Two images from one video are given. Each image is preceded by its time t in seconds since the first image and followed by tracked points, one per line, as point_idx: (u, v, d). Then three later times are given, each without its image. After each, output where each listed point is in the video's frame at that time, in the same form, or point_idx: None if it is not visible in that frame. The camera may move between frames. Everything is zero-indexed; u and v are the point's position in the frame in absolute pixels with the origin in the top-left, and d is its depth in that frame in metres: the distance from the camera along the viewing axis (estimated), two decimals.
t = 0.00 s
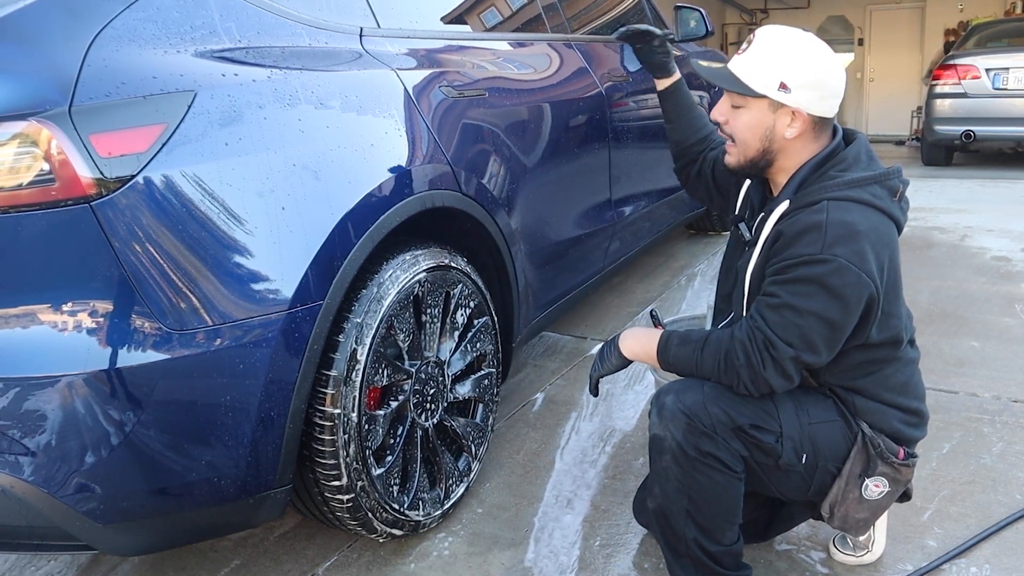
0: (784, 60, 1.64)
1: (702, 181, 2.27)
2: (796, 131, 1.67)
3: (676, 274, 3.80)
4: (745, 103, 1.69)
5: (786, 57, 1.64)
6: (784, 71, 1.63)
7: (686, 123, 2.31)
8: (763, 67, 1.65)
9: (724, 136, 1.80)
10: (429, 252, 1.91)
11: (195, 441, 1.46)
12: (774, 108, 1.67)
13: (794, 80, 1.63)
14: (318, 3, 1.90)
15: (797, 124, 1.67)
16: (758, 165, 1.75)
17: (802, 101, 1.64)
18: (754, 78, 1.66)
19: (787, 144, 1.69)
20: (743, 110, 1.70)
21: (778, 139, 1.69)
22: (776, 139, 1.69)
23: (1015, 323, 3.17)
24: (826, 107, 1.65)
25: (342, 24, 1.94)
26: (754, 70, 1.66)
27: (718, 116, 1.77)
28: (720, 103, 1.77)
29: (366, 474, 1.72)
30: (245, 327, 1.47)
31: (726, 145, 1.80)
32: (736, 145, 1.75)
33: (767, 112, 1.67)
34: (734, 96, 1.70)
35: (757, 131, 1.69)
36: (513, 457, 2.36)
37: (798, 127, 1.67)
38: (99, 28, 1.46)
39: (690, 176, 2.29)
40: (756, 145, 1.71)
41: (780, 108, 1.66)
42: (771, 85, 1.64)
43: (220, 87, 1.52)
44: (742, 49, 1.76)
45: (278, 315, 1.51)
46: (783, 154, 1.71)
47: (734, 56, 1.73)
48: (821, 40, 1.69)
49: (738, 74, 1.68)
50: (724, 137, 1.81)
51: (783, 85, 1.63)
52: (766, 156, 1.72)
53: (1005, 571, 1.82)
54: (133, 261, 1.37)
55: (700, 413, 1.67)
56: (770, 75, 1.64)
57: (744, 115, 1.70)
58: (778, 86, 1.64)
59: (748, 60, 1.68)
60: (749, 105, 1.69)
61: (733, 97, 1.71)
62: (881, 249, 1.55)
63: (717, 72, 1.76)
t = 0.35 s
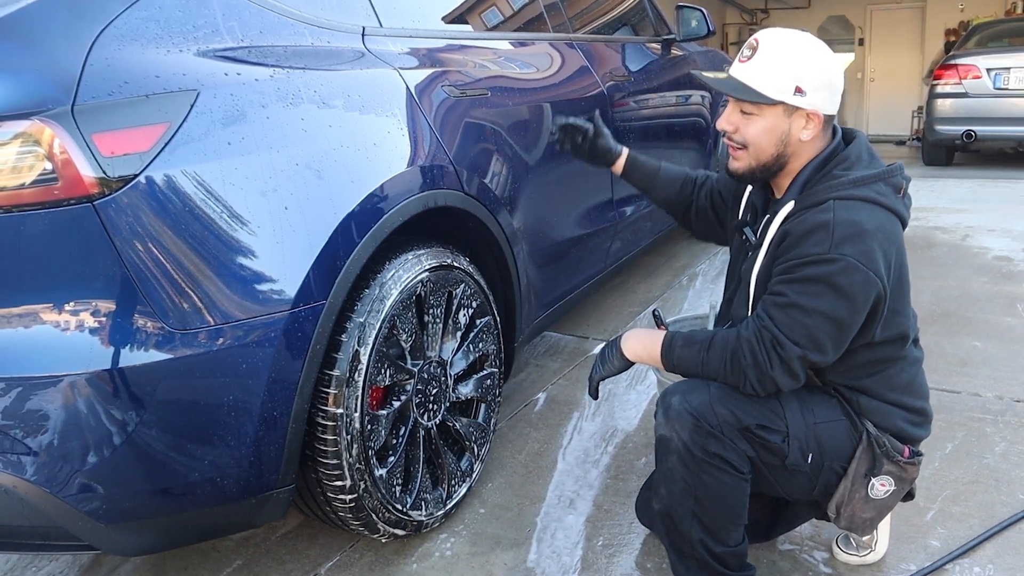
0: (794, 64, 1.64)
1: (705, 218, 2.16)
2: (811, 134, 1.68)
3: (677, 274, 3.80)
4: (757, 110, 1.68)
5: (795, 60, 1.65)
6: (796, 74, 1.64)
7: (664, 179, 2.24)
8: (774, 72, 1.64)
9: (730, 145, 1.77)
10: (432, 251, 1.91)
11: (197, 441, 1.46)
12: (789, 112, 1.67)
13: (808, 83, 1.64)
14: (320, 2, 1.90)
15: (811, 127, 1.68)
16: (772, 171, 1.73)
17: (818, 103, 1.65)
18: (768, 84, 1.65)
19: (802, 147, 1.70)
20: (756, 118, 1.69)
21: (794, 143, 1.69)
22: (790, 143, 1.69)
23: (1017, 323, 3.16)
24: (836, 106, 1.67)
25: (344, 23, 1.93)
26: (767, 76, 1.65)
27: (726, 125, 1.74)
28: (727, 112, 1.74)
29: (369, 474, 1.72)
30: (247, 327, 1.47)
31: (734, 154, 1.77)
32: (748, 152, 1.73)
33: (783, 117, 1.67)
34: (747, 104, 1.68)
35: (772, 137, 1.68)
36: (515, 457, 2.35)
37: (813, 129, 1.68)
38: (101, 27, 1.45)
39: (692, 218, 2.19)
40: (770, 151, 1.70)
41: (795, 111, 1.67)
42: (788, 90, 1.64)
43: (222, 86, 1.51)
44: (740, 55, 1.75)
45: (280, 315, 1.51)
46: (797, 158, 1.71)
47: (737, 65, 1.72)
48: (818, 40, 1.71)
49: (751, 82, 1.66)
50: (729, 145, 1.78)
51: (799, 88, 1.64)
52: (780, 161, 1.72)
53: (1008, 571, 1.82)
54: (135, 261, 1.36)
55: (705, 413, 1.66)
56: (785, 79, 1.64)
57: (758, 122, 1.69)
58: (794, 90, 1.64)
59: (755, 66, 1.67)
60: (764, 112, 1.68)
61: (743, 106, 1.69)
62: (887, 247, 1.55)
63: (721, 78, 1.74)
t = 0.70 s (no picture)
0: (792, 69, 1.65)
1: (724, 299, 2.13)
2: (810, 138, 1.68)
3: (678, 274, 3.80)
4: (757, 115, 1.67)
5: (792, 65, 1.64)
6: (795, 79, 1.64)
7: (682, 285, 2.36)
8: (773, 77, 1.65)
9: (729, 150, 1.77)
10: (434, 251, 1.91)
11: (201, 441, 1.46)
12: (788, 117, 1.66)
13: (807, 88, 1.64)
14: (323, 3, 1.90)
15: (809, 131, 1.68)
16: (771, 175, 1.73)
17: (817, 107, 1.65)
18: (767, 89, 1.64)
19: (801, 150, 1.69)
20: (755, 122, 1.68)
21: (793, 147, 1.68)
22: (789, 147, 1.69)
23: (1018, 324, 3.17)
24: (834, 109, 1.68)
25: (347, 24, 1.93)
26: (765, 82, 1.65)
27: (725, 131, 1.73)
28: (726, 118, 1.73)
29: (372, 474, 1.72)
30: (250, 327, 1.47)
31: (732, 160, 1.77)
32: (747, 158, 1.72)
33: (782, 122, 1.67)
34: (746, 109, 1.68)
35: (771, 140, 1.68)
36: (518, 457, 2.36)
37: (812, 133, 1.68)
38: (105, 28, 1.46)
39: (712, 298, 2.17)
40: (770, 155, 1.70)
41: (794, 116, 1.66)
42: (786, 95, 1.64)
43: (226, 87, 1.51)
44: (738, 61, 1.75)
45: (284, 316, 1.51)
46: (796, 161, 1.71)
47: (735, 71, 1.72)
48: (815, 44, 1.71)
49: (750, 88, 1.66)
50: (728, 151, 1.78)
51: (797, 93, 1.64)
52: (779, 165, 1.71)
53: (1011, 571, 1.82)
54: (139, 261, 1.37)
55: (704, 411, 1.66)
56: (783, 84, 1.64)
57: (758, 126, 1.68)
58: (793, 95, 1.64)
59: (753, 72, 1.67)
60: (763, 117, 1.67)
61: (743, 111, 1.69)
62: (884, 241, 1.54)
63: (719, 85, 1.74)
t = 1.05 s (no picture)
0: (783, 74, 1.64)
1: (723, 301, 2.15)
2: (802, 143, 1.68)
3: (679, 274, 3.80)
4: (749, 121, 1.68)
5: (784, 69, 1.65)
6: (786, 83, 1.64)
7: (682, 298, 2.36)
8: (764, 82, 1.64)
9: (721, 156, 1.77)
10: (436, 251, 1.91)
11: (203, 441, 1.46)
12: (780, 122, 1.67)
13: (798, 92, 1.64)
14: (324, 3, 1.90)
15: (802, 136, 1.68)
16: (765, 180, 1.73)
17: (809, 111, 1.65)
18: (758, 95, 1.64)
19: (794, 155, 1.70)
20: (747, 129, 1.69)
21: (785, 152, 1.69)
22: (781, 152, 1.69)
23: (1018, 324, 3.17)
24: (825, 113, 1.68)
25: (348, 24, 1.94)
26: (757, 87, 1.65)
27: (718, 137, 1.73)
28: (718, 124, 1.73)
29: (374, 474, 1.72)
30: (251, 328, 1.47)
31: (724, 165, 1.77)
32: (739, 164, 1.73)
33: (774, 127, 1.67)
34: (738, 116, 1.68)
35: (763, 146, 1.68)
36: (519, 457, 2.36)
37: (804, 137, 1.68)
38: (107, 29, 1.46)
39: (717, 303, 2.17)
40: (762, 161, 1.70)
41: (786, 121, 1.66)
42: (778, 99, 1.64)
43: (228, 88, 1.52)
44: (729, 67, 1.75)
45: (286, 316, 1.51)
46: (789, 166, 1.71)
47: (726, 76, 1.71)
48: (805, 48, 1.71)
49: (742, 94, 1.66)
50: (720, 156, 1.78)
51: (789, 98, 1.64)
52: (772, 171, 1.72)
53: (1011, 571, 1.83)
54: (142, 261, 1.37)
55: (712, 414, 1.66)
56: (775, 88, 1.64)
57: (749, 133, 1.68)
58: (784, 99, 1.64)
59: (744, 77, 1.67)
60: (755, 122, 1.67)
61: (734, 117, 1.69)
62: (884, 241, 1.55)
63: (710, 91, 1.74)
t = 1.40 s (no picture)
0: (776, 72, 1.65)
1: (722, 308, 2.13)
2: (796, 141, 1.68)
3: (679, 274, 3.80)
4: (742, 118, 1.68)
5: (777, 67, 1.65)
6: (778, 82, 1.64)
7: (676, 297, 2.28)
8: (756, 80, 1.65)
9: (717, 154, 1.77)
10: (435, 252, 1.91)
11: (203, 441, 1.46)
12: (773, 119, 1.67)
13: (790, 90, 1.64)
14: (323, 3, 1.90)
15: (796, 133, 1.68)
16: (760, 178, 1.73)
17: (801, 109, 1.65)
18: (750, 93, 1.65)
19: (789, 153, 1.70)
20: (741, 126, 1.69)
21: (779, 150, 1.69)
22: (776, 149, 1.69)
23: (1018, 324, 3.17)
24: (820, 112, 1.67)
25: (348, 24, 1.94)
26: (749, 84, 1.65)
27: (712, 136, 1.73)
28: (713, 122, 1.74)
29: (373, 474, 1.72)
30: (251, 328, 1.47)
31: (720, 163, 1.77)
32: (734, 161, 1.73)
33: (767, 125, 1.67)
34: (731, 113, 1.68)
35: (757, 144, 1.68)
36: (518, 457, 2.36)
37: (799, 135, 1.68)
38: (107, 29, 1.46)
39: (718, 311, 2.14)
40: (756, 158, 1.70)
41: (779, 118, 1.67)
42: (770, 97, 1.64)
43: (228, 88, 1.52)
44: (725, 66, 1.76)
45: (286, 316, 1.51)
46: (785, 164, 1.71)
47: (721, 75, 1.72)
48: (801, 47, 1.71)
49: (734, 91, 1.67)
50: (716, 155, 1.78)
51: (781, 95, 1.64)
52: (767, 168, 1.72)
53: (1011, 571, 1.83)
54: (141, 261, 1.37)
55: (706, 414, 1.67)
56: (767, 86, 1.64)
57: (743, 130, 1.69)
58: (776, 97, 1.64)
59: (738, 76, 1.68)
60: (748, 120, 1.68)
61: (728, 115, 1.69)
62: (879, 240, 1.55)
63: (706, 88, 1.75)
